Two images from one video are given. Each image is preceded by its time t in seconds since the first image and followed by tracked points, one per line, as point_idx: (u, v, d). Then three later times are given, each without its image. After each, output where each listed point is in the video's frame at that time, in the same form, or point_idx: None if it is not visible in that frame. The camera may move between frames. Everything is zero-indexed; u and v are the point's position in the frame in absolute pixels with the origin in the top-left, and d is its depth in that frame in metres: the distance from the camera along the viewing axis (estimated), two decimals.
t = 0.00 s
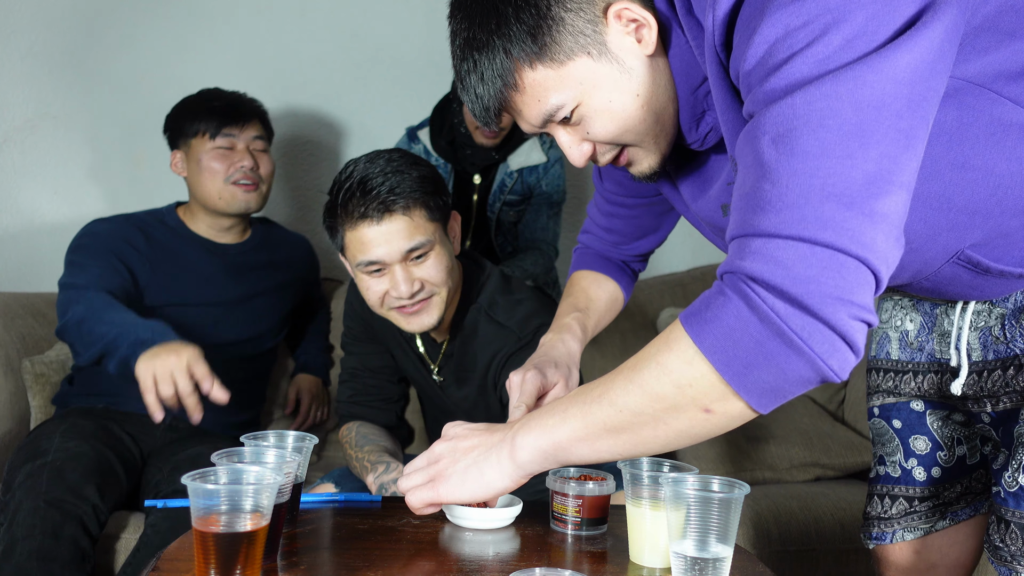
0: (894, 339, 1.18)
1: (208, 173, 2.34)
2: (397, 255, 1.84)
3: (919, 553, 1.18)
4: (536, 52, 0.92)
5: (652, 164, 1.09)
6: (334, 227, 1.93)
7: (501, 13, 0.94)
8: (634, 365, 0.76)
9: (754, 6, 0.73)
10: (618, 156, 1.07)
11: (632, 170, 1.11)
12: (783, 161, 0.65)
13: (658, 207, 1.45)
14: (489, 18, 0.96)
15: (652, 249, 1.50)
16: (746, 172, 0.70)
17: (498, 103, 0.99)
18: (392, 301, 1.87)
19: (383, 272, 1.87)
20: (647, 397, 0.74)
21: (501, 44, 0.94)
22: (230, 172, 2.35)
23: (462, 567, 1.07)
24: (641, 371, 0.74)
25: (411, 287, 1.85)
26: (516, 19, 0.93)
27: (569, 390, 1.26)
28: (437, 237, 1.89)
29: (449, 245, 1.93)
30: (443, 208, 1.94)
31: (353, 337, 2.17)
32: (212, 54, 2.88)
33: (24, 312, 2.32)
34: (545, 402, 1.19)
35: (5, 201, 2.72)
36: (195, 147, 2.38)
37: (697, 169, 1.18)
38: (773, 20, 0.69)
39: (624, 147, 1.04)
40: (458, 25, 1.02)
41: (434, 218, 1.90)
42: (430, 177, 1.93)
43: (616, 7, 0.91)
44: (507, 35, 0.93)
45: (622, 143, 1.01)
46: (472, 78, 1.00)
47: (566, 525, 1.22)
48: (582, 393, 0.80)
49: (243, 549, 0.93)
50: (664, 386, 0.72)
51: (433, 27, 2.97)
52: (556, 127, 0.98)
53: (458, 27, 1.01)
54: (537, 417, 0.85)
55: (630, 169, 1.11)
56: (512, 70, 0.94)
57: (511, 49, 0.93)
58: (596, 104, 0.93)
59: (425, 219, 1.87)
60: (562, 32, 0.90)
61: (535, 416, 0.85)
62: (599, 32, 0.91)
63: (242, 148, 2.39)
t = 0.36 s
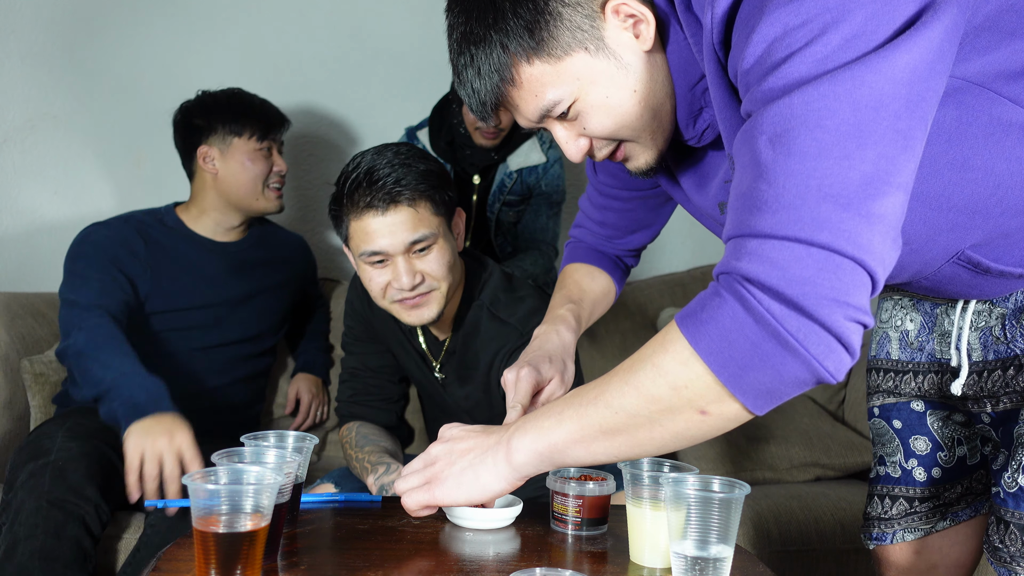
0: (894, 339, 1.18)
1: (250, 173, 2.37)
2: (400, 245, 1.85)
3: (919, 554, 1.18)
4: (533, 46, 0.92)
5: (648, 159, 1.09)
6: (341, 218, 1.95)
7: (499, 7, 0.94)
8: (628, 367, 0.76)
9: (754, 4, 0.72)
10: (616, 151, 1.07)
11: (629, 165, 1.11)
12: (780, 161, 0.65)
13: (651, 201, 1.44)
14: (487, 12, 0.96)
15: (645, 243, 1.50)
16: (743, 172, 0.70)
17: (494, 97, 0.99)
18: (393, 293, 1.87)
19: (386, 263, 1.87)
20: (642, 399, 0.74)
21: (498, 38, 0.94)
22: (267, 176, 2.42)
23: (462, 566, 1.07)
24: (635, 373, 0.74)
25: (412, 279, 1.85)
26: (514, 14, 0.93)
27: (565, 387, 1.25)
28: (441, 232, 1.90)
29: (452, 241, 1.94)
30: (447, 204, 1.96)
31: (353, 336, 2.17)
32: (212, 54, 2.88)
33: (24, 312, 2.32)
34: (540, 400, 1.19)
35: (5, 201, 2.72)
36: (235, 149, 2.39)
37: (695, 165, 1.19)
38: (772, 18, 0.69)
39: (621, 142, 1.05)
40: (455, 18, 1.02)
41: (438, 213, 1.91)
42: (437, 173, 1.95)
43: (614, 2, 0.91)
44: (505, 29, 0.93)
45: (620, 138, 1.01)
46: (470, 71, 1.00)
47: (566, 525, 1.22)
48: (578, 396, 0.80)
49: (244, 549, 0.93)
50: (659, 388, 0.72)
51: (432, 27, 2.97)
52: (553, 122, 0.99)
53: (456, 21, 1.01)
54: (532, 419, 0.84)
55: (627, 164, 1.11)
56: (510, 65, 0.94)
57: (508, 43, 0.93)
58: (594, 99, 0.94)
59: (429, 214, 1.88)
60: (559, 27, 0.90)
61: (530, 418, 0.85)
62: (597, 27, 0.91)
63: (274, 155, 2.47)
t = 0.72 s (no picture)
0: (894, 339, 1.18)
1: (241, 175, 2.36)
2: (411, 222, 1.91)
3: (919, 554, 1.18)
4: (534, 45, 0.92)
5: (649, 159, 1.10)
6: (356, 197, 2.00)
7: (499, 6, 0.94)
8: (631, 373, 0.76)
9: (759, 4, 0.73)
10: (617, 150, 1.07)
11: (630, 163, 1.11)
12: (785, 165, 0.65)
13: (647, 200, 1.44)
14: (488, 11, 0.96)
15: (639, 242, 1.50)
16: (747, 175, 0.70)
17: (495, 96, 0.99)
18: (404, 270, 1.92)
19: (398, 240, 1.93)
20: (646, 405, 0.74)
21: (498, 37, 0.94)
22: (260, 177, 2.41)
23: (463, 566, 1.07)
24: (639, 380, 0.74)
25: (423, 256, 1.91)
26: (514, 13, 0.93)
27: (561, 377, 1.24)
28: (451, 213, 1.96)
29: (462, 224, 2.00)
30: (459, 189, 2.02)
31: (358, 336, 2.17)
32: (212, 54, 2.88)
33: (24, 312, 2.31)
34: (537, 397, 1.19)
35: (5, 201, 2.72)
36: (228, 150, 2.38)
37: (697, 163, 1.19)
38: (778, 20, 0.69)
39: (622, 141, 1.05)
40: (455, 17, 1.02)
41: (451, 195, 1.98)
42: (449, 157, 2.02)
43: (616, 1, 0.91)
44: (506, 28, 0.93)
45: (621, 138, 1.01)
46: (470, 71, 1.00)
47: (566, 525, 1.22)
48: (582, 403, 0.81)
49: (243, 549, 0.93)
50: (664, 395, 0.73)
51: (433, 27, 2.97)
52: (554, 122, 0.99)
53: (456, 21, 1.01)
54: (536, 426, 0.85)
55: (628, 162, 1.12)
56: (510, 64, 0.94)
57: (509, 43, 0.93)
58: (595, 98, 0.93)
59: (441, 195, 1.95)
60: (560, 27, 0.90)
61: (534, 425, 0.85)
62: (598, 26, 0.91)
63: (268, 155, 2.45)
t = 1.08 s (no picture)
0: (898, 338, 1.17)
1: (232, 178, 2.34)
2: (442, 189, 2.06)
3: (921, 554, 1.19)
4: (538, 27, 0.91)
5: (652, 146, 1.10)
6: (393, 168, 2.17)
7: None
8: (652, 367, 0.76)
9: None
10: (620, 136, 1.08)
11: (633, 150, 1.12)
12: (799, 148, 0.66)
13: (660, 199, 1.44)
14: None
15: (653, 243, 1.50)
16: (760, 161, 0.70)
17: (499, 77, 1.00)
18: (431, 236, 2.05)
19: (427, 207, 2.07)
20: (666, 397, 0.74)
21: (503, 18, 0.94)
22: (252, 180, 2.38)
23: (462, 567, 1.07)
24: (660, 372, 0.75)
25: (450, 222, 2.04)
26: None
27: (562, 371, 1.24)
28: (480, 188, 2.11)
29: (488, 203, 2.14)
30: (488, 172, 2.17)
31: (373, 336, 2.17)
32: (212, 54, 2.88)
33: (23, 311, 2.31)
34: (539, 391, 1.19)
35: (5, 200, 2.71)
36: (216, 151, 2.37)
37: (702, 153, 1.19)
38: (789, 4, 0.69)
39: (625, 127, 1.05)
40: None
41: (480, 172, 2.13)
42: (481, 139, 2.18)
43: None
44: (510, 10, 0.93)
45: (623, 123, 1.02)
46: (474, 52, 1.01)
47: (566, 525, 1.22)
48: (604, 398, 0.81)
49: (243, 549, 0.93)
50: (685, 388, 0.73)
51: (433, 28, 2.97)
52: (557, 105, 0.99)
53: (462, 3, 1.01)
54: (559, 424, 0.85)
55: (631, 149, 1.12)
56: (514, 46, 0.94)
57: (514, 24, 0.93)
58: (597, 83, 0.94)
59: (471, 169, 2.10)
60: (565, 10, 0.90)
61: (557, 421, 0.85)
62: (603, 10, 0.90)
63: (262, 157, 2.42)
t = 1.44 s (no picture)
0: (904, 338, 1.17)
1: (219, 184, 2.31)
2: (465, 180, 2.14)
3: (926, 555, 1.19)
4: (543, 36, 0.92)
5: (661, 150, 1.10)
6: (420, 161, 2.25)
7: None
8: (660, 367, 0.76)
9: None
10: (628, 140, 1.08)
11: (641, 154, 1.12)
12: (807, 151, 0.66)
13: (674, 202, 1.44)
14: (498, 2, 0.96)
15: (669, 247, 1.49)
16: (769, 163, 0.71)
17: (506, 86, 1.00)
18: (452, 223, 2.12)
19: (450, 196, 2.14)
20: (675, 397, 0.74)
21: (509, 27, 0.95)
22: (240, 185, 2.33)
23: (461, 567, 1.07)
24: (668, 372, 0.75)
25: (471, 211, 2.11)
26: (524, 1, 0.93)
27: (579, 375, 1.24)
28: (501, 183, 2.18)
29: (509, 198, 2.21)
30: (509, 168, 2.24)
31: (386, 338, 2.15)
32: (212, 54, 2.88)
33: (23, 312, 2.31)
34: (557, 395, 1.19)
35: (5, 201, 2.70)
36: (205, 156, 2.35)
37: (709, 156, 1.19)
38: (796, 7, 0.69)
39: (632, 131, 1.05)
40: (467, 8, 1.02)
41: (503, 169, 2.21)
42: (505, 138, 2.26)
43: None
44: (515, 19, 0.94)
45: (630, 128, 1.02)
46: (481, 61, 1.01)
47: (566, 525, 1.22)
48: (611, 398, 0.81)
49: (242, 549, 0.93)
50: (693, 388, 0.73)
51: (433, 28, 2.98)
52: (564, 112, 0.99)
53: (469, 12, 1.02)
54: (565, 424, 0.85)
55: (639, 153, 1.12)
56: (520, 54, 0.95)
57: (519, 33, 0.93)
58: (603, 89, 0.94)
59: (495, 164, 2.18)
60: (570, 17, 0.90)
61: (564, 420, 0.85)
62: (608, 17, 0.90)
63: (253, 160, 2.37)
